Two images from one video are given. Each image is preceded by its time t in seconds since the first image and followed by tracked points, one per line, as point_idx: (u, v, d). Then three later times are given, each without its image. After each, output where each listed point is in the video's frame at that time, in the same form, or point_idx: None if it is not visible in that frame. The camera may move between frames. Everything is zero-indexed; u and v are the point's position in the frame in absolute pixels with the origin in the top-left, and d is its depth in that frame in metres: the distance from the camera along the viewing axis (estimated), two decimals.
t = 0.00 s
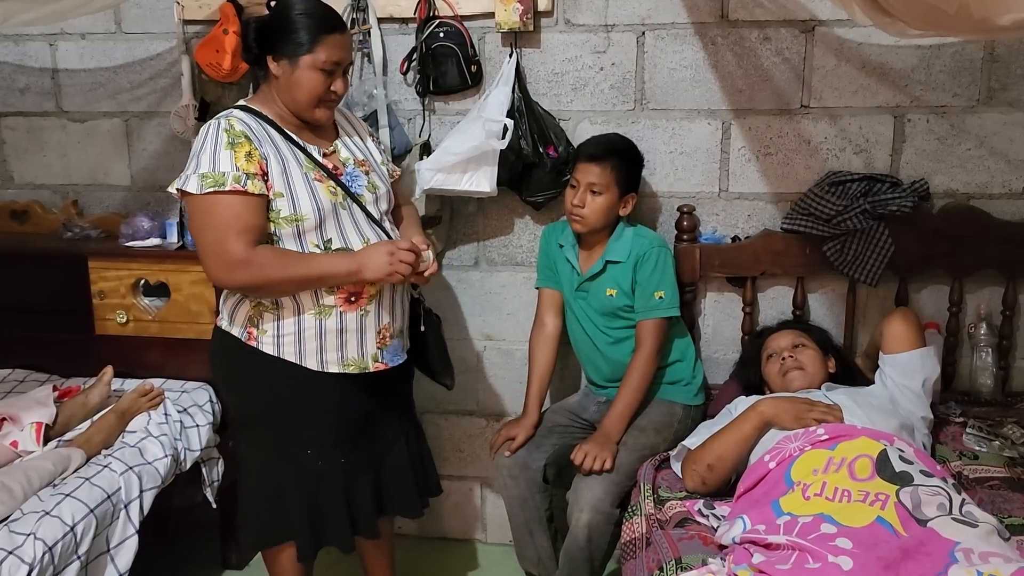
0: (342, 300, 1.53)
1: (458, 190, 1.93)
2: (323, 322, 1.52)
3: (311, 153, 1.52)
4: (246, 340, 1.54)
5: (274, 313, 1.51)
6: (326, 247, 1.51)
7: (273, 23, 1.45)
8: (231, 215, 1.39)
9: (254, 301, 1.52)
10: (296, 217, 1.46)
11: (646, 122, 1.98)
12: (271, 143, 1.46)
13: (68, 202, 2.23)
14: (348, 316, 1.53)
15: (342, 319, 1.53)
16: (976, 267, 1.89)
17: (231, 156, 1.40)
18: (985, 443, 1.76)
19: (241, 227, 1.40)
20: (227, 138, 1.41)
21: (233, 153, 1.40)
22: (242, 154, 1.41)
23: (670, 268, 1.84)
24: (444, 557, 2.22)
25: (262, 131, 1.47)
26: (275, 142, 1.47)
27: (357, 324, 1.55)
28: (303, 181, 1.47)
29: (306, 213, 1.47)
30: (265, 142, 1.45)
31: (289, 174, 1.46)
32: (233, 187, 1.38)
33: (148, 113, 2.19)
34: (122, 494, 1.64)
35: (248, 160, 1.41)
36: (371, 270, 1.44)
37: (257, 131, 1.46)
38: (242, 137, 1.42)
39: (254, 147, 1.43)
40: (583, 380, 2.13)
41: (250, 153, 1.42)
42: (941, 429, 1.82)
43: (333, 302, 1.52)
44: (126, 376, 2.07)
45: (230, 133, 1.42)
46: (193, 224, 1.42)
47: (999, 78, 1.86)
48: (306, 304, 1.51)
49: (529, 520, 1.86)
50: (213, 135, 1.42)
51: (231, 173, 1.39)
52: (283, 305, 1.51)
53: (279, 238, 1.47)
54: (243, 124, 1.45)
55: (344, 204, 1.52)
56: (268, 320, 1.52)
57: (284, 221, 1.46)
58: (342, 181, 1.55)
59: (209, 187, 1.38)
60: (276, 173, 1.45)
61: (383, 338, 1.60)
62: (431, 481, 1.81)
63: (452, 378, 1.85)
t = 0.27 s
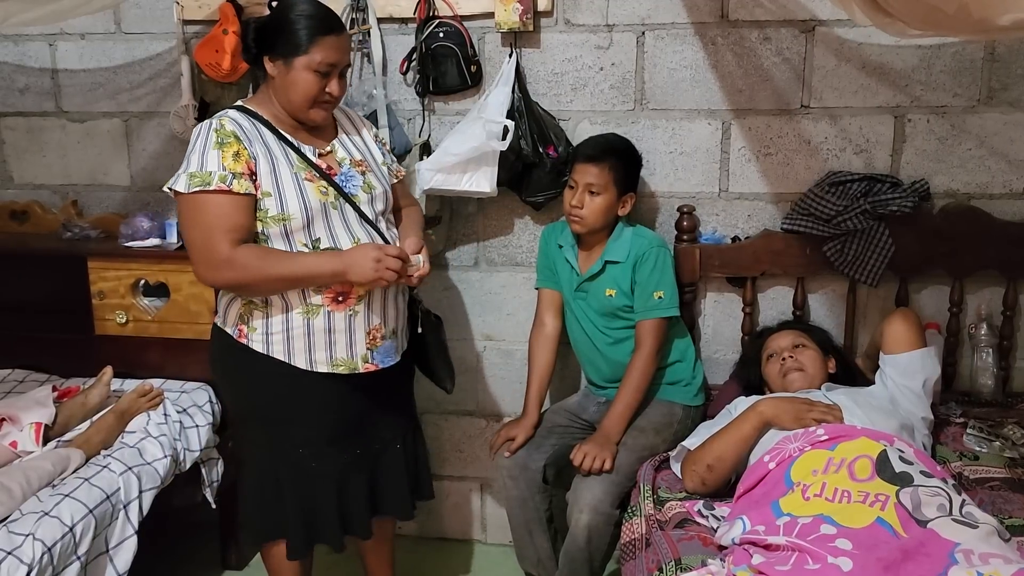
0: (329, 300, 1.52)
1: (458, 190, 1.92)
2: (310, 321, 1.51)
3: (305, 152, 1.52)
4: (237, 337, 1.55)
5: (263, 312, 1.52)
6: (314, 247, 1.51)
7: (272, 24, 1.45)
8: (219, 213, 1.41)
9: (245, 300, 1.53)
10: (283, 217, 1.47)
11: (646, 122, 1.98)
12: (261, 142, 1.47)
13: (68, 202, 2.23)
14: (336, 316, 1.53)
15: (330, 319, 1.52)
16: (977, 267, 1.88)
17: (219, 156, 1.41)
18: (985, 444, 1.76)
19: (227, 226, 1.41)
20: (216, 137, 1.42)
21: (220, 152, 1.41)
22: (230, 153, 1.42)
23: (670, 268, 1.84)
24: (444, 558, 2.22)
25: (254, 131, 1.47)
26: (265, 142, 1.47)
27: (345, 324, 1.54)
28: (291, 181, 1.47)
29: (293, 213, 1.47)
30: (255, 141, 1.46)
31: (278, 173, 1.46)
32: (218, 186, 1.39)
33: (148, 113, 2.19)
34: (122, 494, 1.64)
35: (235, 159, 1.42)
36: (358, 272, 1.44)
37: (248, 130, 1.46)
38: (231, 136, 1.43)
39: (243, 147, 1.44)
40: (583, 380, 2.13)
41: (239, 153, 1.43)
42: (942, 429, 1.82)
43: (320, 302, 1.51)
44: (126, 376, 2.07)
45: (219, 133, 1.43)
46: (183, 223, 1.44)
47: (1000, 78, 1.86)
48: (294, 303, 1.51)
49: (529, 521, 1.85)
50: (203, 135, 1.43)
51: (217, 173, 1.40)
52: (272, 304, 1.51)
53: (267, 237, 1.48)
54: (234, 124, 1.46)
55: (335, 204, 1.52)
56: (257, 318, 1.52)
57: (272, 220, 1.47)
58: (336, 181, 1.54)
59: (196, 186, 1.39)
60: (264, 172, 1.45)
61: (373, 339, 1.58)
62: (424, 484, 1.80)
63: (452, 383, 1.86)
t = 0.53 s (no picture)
0: (324, 300, 1.52)
1: (459, 190, 1.92)
2: (305, 320, 1.52)
3: (304, 152, 1.52)
4: (234, 335, 1.56)
5: (259, 311, 1.52)
6: (310, 247, 1.50)
7: (273, 24, 1.46)
8: (215, 213, 1.41)
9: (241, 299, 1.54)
10: (279, 216, 1.47)
11: (646, 123, 1.98)
12: (259, 142, 1.47)
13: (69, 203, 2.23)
14: (331, 316, 1.53)
15: (324, 319, 1.52)
16: (978, 267, 1.88)
17: (216, 155, 1.42)
18: (985, 444, 1.76)
19: (223, 226, 1.41)
20: (214, 137, 1.43)
21: (218, 152, 1.42)
22: (227, 153, 1.42)
23: (670, 268, 1.84)
24: (445, 558, 2.22)
25: (253, 131, 1.48)
26: (263, 141, 1.47)
27: (340, 324, 1.54)
28: (288, 181, 1.47)
29: (289, 213, 1.47)
30: (253, 141, 1.46)
31: (275, 173, 1.47)
32: (214, 185, 1.40)
33: (149, 113, 2.19)
34: (122, 495, 1.64)
35: (233, 159, 1.43)
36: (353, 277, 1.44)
37: (246, 130, 1.47)
38: (229, 136, 1.44)
39: (241, 147, 1.44)
40: (583, 381, 2.13)
41: (236, 153, 1.43)
42: (942, 430, 1.82)
43: (315, 301, 1.51)
44: (126, 377, 2.07)
45: (218, 133, 1.44)
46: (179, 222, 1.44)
47: (1000, 78, 1.86)
48: (288, 303, 1.51)
49: (530, 521, 1.85)
50: (202, 135, 1.44)
51: (214, 172, 1.40)
52: (267, 303, 1.52)
53: (263, 237, 1.48)
54: (233, 124, 1.46)
55: (332, 204, 1.52)
56: (253, 317, 1.53)
57: (268, 220, 1.47)
58: (334, 182, 1.53)
59: (193, 185, 1.40)
60: (261, 172, 1.46)
61: (368, 340, 1.58)
62: (421, 488, 1.80)
63: (453, 384, 1.86)
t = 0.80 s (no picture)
0: (326, 300, 1.52)
1: (459, 190, 1.92)
2: (307, 320, 1.52)
3: (307, 153, 1.52)
4: (236, 335, 1.56)
5: (261, 311, 1.52)
6: (313, 247, 1.51)
7: (276, 25, 1.45)
8: (217, 214, 1.41)
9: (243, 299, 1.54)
10: (282, 216, 1.47)
11: (647, 123, 1.98)
12: (263, 141, 1.47)
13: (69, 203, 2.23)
14: (333, 316, 1.53)
15: (327, 319, 1.53)
16: (978, 267, 1.88)
17: (220, 154, 1.42)
18: (985, 444, 1.76)
19: (224, 225, 1.41)
20: (217, 137, 1.43)
21: (222, 151, 1.42)
22: (231, 153, 1.42)
23: (670, 269, 1.84)
24: (445, 558, 2.22)
25: (256, 130, 1.48)
26: (267, 141, 1.47)
27: (342, 324, 1.54)
28: (291, 181, 1.47)
29: (292, 213, 1.47)
30: (257, 140, 1.46)
31: (278, 173, 1.47)
32: (218, 185, 1.40)
33: (149, 113, 2.19)
34: (122, 495, 1.64)
35: (236, 159, 1.43)
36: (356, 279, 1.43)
37: (249, 130, 1.47)
38: (233, 136, 1.44)
39: (244, 147, 1.44)
40: (583, 381, 2.13)
41: (240, 152, 1.43)
42: (942, 430, 1.82)
43: (317, 302, 1.51)
44: (126, 377, 2.07)
45: (221, 132, 1.44)
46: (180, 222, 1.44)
47: (1001, 78, 1.86)
48: (290, 302, 1.51)
49: (530, 521, 1.86)
50: (206, 134, 1.44)
51: (218, 172, 1.40)
52: (269, 303, 1.52)
53: (266, 237, 1.48)
54: (236, 123, 1.46)
55: (334, 205, 1.52)
56: (255, 317, 1.53)
57: (270, 220, 1.47)
58: (336, 182, 1.54)
59: (196, 185, 1.40)
60: (265, 172, 1.46)
61: (370, 340, 1.58)
62: (422, 487, 1.80)
63: (453, 385, 1.85)
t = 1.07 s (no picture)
0: (335, 298, 1.52)
1: (458, 189, 1.92)
2: (316, 320, 1.52)
3: (311, 152, 1.52)
4: (242, 335, 1.55)
5: (268, 311, 1.52)
6: (320, 245, 1.51)
7: (277, 24, 1.45)
8: (225, 213, 1.40)
9: (250, 299, 1.54)
10: (290, 215, 1.47)
11: (646, 122, 1.98)
12: (268, 140, 1.47)
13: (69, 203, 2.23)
14: (342, 315, 1.53)
15: (335, 318, 1.53)
16: (978, 267, 1.88)
17: (227, 154, 1.41)
18: (985, 444, 1.76)
19: (234, 224, 1.41)
20: (223, 137, 1.42)
21: (229, 151, 1.41)
22: (238, 152, 1.42)
23: (670, 268, 1.84)
24: (445, 558, 2.22)
25: (261, 130, 1.48)
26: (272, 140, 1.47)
27: (350, 323, 1.54)
28: (298, 180, 1.47)
29: (300, 212, 1.47)
30: (263, 140, 1.46)
31: (285, 172, 1.46)
32: (227, 184, 1.39)
33: (149, 113, 2.19)
34: (122, 495, 1.64)
35: (244, 158, 1.42)
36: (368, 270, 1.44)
37: (254, 130, 1.47)
38: (239, 135, 1.43)
39: (251, 146, 1.44)
40: (583, 381, 2.13)
41: (247, 151, 1.43)
42: (942, 430, 1.82)
43: (326, 301, 1.52)
44: (126, 377, 2.07)
45: (227, 132, 1.43)
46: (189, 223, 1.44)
47: (1000, 78, 1.86)
48: (298, 302, 1.51)
49: (530, 521, 1.86)
50: (211, 134, 1.43)
51: (226, 171, 1.40)
52: (277, 304, 1.52)
53: (273, 236, 1.48)
54: (241, 123, 1.46)
55: (340, 203, 1.52)
56: (262, 317, 1.53)
57: (278, 219, 1.47)
58: (340, 181, 1.54)
59: (205, 185, 1.39)
60: (272, 172, 1.45)
61: (377, 338, 1.59)
62: (425, 485, 1.80)
63: (456, 382, 1.85)
